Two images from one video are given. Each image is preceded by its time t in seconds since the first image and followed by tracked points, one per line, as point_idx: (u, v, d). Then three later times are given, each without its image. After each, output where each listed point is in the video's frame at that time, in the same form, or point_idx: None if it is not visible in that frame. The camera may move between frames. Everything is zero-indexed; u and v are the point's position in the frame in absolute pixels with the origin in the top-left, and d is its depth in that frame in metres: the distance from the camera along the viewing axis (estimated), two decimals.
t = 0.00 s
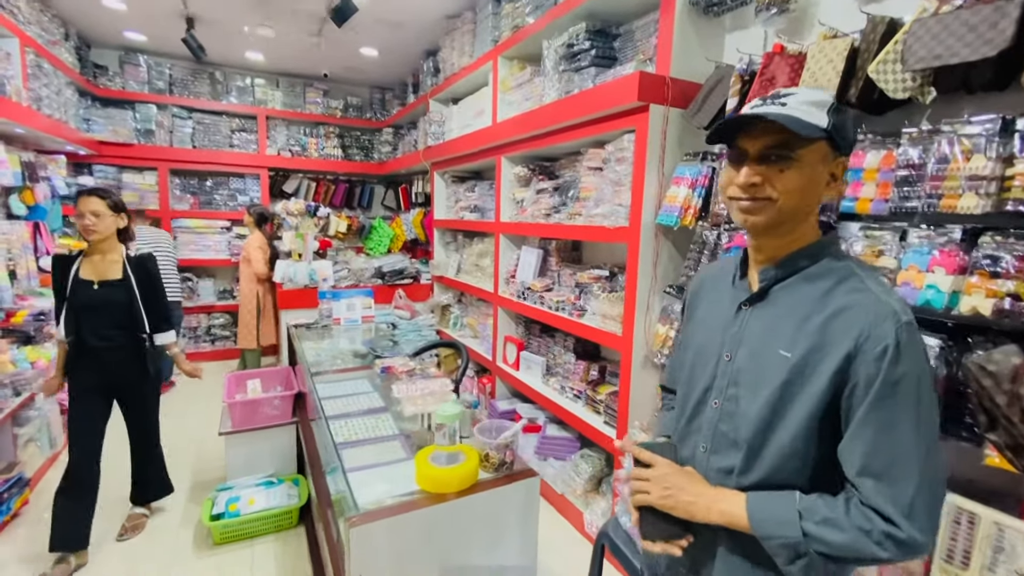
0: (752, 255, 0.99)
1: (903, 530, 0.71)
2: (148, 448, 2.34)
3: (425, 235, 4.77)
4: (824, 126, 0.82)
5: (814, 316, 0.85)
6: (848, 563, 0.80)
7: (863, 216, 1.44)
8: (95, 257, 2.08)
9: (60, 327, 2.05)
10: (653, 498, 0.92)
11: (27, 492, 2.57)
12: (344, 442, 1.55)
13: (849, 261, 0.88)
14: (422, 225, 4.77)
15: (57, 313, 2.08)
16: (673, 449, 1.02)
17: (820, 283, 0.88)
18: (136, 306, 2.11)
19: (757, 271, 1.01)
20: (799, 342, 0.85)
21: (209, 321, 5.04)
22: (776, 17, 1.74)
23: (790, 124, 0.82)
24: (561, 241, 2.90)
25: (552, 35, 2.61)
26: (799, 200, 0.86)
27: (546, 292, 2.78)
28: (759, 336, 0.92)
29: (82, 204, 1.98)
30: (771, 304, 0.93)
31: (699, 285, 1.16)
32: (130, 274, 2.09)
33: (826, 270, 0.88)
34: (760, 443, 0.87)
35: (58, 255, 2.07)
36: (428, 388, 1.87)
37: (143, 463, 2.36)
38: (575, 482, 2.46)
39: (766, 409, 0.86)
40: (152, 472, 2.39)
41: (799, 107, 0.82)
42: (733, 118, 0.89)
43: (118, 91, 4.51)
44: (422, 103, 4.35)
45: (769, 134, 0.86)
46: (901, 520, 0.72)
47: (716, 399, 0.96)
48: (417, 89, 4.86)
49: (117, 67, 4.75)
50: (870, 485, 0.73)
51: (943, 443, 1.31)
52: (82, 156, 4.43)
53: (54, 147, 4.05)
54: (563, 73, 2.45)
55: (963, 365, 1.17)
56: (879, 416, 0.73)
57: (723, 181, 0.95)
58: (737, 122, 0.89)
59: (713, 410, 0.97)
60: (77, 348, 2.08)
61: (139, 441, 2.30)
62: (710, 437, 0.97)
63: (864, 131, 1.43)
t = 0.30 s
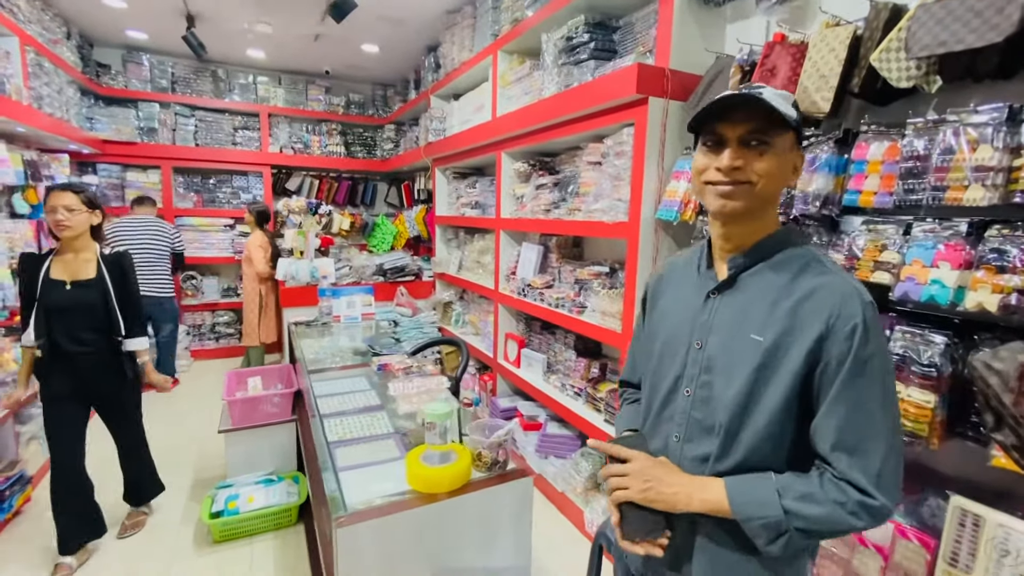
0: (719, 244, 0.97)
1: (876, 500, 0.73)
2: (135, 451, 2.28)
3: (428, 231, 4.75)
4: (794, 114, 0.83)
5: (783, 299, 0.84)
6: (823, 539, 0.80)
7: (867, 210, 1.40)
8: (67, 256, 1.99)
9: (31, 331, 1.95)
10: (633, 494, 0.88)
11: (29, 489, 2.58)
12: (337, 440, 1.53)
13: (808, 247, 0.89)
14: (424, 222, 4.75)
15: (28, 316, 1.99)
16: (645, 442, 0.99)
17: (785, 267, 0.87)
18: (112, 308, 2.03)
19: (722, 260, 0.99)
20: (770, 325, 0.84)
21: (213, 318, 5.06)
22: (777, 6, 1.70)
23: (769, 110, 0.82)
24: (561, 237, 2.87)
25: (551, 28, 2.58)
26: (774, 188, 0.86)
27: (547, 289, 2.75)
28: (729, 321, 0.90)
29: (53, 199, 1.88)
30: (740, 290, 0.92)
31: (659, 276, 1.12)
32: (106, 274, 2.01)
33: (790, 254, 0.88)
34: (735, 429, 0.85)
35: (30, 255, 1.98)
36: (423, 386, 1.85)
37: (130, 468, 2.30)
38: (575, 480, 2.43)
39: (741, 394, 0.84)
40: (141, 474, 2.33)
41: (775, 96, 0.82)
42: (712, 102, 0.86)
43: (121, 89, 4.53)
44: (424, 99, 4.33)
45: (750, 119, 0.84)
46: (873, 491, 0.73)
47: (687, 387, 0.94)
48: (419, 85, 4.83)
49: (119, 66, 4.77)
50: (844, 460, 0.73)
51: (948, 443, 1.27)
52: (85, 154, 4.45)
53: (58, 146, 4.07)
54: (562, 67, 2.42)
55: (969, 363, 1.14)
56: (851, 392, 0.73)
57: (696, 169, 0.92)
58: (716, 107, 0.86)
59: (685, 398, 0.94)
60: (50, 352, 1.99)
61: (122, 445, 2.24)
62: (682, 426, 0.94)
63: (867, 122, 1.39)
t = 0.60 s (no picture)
0: (679, 238, 1.01)
1: (834, 464, 0.80)
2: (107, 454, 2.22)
3: (428, 231, 4.74)
4: (745, 117, 0.92)
5: (744, 287, 0.89)
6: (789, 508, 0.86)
7: (865, 206, 1.39)
8: (35, 257, 1.89)
9: None
10: (616, 492, 0.88)
11: (27, 490, 2.58)
12: (330, 441, 1.53)
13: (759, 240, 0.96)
14: (424, 221, 4.75)
15: None
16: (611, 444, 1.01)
17: (741, 258, 0.93)
18: (80, 311, 1.94)
19: (681, 254, 1.03)
20: (733, 312, 0.89)
21: (214, 318, 5.07)
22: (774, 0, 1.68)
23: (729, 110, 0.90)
24: (559, 235, 2.86)
25: (548, 25, 2.56)
26: (731, 182, 0.93)
27: (545, 288, 2.74)
28: (694, 311, 0.94)
29: (23, 196, 1.78)
30: (702, 281, 0.96)
31: (617, 273, 1.14)
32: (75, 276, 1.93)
33: (745, 247, 0.94)
34: (707, 412, 0.89)
35: None
36: (419, 386, 1.84)
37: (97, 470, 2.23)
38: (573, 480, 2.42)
39: (711, 378, 0.88)
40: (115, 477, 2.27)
41: (732, 98, 0.91)
42: (677, 101, 0.92)
43: (119, 90, 4.53)
44: (422, 98, 4.31)
45: (711, 118, 0.91)
46: (831, 456, 0.81)
47: (657, 376, 0.96)
48: (418, 84, 4.82)
49: (119, 67, 4.77)
50: (807, 432, 0.80)
51: (946, 442, 1.25)
52: (85, 155, 4.45)
53: (57, 146, 4.08)
54: (559, 64, 2.40)
55: (965, 360, 1.12)
56: (810, 369, 0.81)
57: (659, 164, 0.97)
58: (681, 105, 0.92)
59: (655, 387, 0.96)
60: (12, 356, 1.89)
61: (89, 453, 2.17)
62: (653, 415, 0.96)
63: (864, 117, 1.38)
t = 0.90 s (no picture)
0: (653, 241, 1.01)
1: (815, 444, 0.85)
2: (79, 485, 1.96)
3: (425, 231, 4.73)
4: (712, 124, 0.94)
5: (722, 285, 0.90)
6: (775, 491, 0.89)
7: (864, 208, 1.39)
8: (4, 262, 1.74)
9: None
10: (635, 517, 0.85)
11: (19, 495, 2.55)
12: (325, 445, 1.51)
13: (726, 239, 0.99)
14: (421, 221, 4.73)
15: None
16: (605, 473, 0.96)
17: (715, 257, 0.94)
18: (59, 316, 1.83)
19: (657, 256, 1.03)
20: (714, 309, 0.89)
21: (210, 320, 5.04)
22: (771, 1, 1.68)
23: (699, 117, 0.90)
24: (557, 236, 2.85)
25: (545, 25, 2.55)
26: (702, 186, 0.94)
27: (542, 289, 2.73)
28: (676, 311, 0.93)
29: None
30: (682, 282, 0.95)
31: (590, 277, 1.11)
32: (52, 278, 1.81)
33: (716, 247, 0.96)
34: (697, 409, 0.89)
35: None
36: (415, 389, 1.83)
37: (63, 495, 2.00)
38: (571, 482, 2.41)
39: (700, 375, 0.88)
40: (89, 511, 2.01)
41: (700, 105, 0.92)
42: (650, 108, 0.91)
43: (114, 90, 4.49)
44: (420, 98, 4.30)
45: (682, 124, 0.92)
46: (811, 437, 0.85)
47: (643, 377, 0.95)
48: (415, 84, 4.81)
49: (114, 67, 4.74)
50: (792, 416, 0.84)
51: (946, 445, 1.25)
52: (79, 156, 4.41)
53: (51, 147, 4.05)
54: (556, 65, 2.39)
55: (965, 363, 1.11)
56: (790, 359, 0.84)
57: (632, 170, 0.96)
58: (654, 112, 0.91)
59: (642, 388, 0.95)
60: None
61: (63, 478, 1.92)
62: (642, 414, 0.95)
63: (863, 118, 1.37)
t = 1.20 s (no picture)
0: (651, 246, 1.01)
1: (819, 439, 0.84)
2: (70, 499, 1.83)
3: (421, 234, 4.71)
4: (705, 133, 0.95)
5: (720, 285, 0.90)
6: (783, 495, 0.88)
7: (862, 213, 1.40)
8: None
9: None
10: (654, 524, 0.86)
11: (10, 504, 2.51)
12: (327, 451, 1.50)
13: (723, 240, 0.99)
14: (417, 225, 4.71)
15: None
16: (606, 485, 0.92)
17: (713, 258, 0.94)
18: (49, 322, 1.77)
19: (657, 260, 1.02)
20: (714, 308, 0.89)
21: (203, 324, 4.99)
22: (770, 7, 1.68)
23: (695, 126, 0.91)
24: (555, 240, 2.85)
25: (543, 30, 2.56)
26: (697, 194, 0.95)
27: (540, 293, 2.73)
28: (676, 311, 0.93)
29: None
30: (681, 283, 0.95)
31: (591, 283, 1.11)
32: (38, 284, 1.75)
33: (713, 247, 0.96)
34: (701, 408, 0.89)
35: None
36: (415, 395, 1.81)
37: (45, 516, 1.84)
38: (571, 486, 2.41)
39: (703, 374, 0.87)
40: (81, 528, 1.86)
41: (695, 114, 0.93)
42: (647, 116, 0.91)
43: (106, 92, 4.45)
44: (415, 102, 4.29)
45: (678, 132, 0.92)
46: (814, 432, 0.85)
47: (646, 378, 0.95)
48: (411, 87, 4.81)
49: (106, 69, 4.70)
50: (796, 411, 0.83)
51: (946, 448, 1.25)
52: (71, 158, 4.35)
53: (42, 150, 4.00)
54: (555, 69, 2.40)
55: (965, 367, 1.13)
56: (790, 354, 0.83)
57: (629, 179, 0.96)
58: (651, 120, 0.92)
59: (646, 389, 0.95)
60: None
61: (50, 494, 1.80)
62: (647, 415, 0.95)
63: (861, 124, 1.38)
